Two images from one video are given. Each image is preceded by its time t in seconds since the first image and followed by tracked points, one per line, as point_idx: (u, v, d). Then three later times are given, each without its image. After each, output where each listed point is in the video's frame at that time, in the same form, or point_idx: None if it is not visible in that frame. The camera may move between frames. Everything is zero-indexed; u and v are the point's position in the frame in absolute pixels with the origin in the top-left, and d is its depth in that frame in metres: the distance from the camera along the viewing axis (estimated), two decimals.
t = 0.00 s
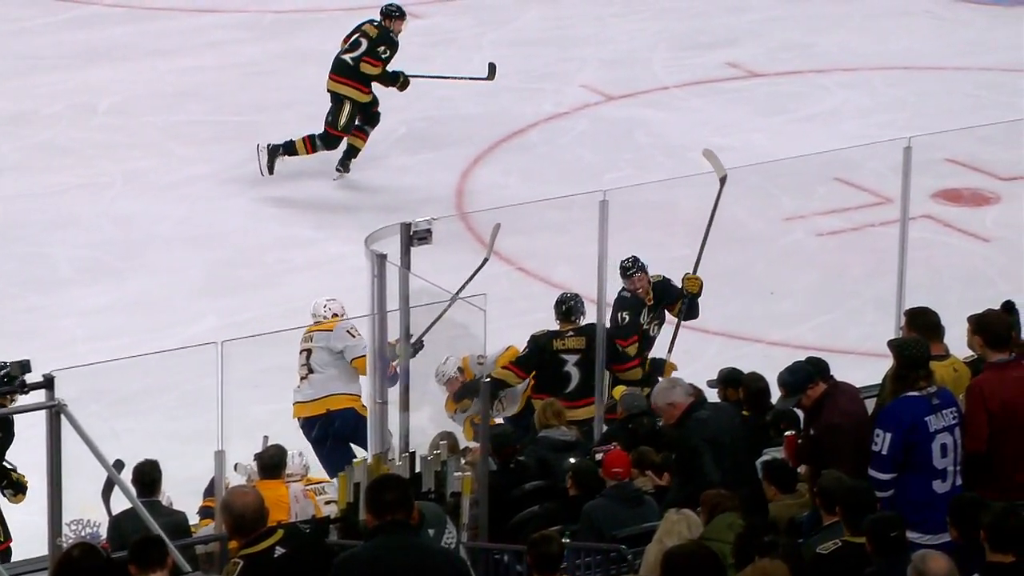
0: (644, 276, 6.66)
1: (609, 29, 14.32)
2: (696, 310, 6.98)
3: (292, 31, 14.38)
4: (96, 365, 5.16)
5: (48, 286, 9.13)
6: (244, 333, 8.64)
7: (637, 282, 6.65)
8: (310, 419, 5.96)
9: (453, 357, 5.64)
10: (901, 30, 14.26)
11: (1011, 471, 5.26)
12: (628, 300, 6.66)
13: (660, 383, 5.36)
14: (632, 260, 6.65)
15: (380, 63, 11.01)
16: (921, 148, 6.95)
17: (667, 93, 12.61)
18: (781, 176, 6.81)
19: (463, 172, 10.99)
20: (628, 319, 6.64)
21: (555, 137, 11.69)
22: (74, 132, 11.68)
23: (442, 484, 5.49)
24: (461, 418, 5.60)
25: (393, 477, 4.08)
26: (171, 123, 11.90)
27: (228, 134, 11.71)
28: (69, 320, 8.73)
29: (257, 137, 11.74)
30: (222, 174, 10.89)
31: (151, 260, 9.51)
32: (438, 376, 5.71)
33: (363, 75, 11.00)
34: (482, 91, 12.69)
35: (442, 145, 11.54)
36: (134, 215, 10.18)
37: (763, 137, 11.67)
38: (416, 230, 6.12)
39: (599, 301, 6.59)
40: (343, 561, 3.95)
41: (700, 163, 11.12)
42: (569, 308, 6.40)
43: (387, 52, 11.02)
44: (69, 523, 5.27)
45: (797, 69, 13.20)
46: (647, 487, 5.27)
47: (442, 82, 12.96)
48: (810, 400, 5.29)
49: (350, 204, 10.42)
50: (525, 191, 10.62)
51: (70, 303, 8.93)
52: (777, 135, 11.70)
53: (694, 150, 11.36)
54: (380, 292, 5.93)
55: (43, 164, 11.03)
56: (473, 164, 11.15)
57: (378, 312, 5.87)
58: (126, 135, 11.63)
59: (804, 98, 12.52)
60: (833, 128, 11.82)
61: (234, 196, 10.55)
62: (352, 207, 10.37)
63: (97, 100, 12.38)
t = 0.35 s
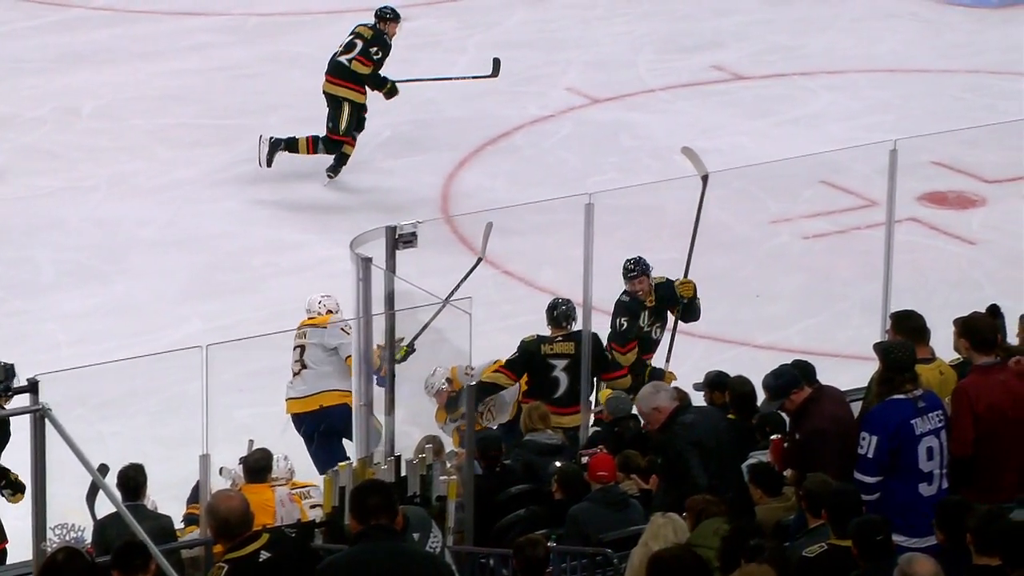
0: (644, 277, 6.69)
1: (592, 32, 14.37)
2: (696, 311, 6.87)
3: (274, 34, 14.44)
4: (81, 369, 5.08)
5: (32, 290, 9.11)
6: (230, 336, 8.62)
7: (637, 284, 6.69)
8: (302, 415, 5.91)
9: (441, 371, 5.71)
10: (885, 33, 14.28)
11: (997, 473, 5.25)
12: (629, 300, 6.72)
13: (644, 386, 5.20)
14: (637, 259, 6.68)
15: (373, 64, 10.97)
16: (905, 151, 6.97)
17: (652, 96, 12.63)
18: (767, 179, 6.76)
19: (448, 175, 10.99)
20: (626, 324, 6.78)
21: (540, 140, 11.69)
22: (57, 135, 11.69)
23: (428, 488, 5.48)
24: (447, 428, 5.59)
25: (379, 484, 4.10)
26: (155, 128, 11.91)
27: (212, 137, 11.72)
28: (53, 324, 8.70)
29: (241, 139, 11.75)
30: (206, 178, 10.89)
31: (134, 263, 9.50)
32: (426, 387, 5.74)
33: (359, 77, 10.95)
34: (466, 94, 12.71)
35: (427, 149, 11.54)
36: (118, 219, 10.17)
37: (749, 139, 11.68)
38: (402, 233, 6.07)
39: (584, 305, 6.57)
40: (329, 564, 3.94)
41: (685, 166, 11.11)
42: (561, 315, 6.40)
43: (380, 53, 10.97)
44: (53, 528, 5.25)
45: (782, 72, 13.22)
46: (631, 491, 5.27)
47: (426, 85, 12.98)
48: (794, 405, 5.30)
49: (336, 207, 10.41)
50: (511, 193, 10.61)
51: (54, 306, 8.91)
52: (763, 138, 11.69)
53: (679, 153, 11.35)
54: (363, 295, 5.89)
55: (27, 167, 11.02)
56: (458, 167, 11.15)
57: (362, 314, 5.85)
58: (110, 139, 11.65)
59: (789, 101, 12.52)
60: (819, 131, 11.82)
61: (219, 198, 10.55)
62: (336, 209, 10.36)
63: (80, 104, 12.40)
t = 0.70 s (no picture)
0: (648, 281, 6.67)
1: (578, 35, 14.39)
2: (696, 314, 6.88)
3: (258, 36, 14.45)
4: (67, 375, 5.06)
5: (16, 293, 9.10)
6: (213, 341, 8.61)
7: (640, 287, 6.67)
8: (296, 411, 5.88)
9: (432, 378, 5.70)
10: (871, 36, 14.30)
11: (980, 475, 5.26)
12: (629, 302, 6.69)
13: (629, 392, 5.28)
14: (645, 261, 6.68)
15: (366, 65, 10.98)
16: (891, 153, 6.97)
17: (638, 99, 12.63)
18: (754, 182, 6.76)
19: (433, 178, 10.99)
20: (626, 327, 6.71)
21: (525, 143, 11.69)
22: (42, 138, 11.69)
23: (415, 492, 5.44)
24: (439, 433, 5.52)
25: (362, 488, 4.09)
26: (140, 131, 11.90)
27: (197, 140, 11.72)
28: (37, 328, 8.69)
29: (226, 141, 11.74)
30: (191, 181, 10.89)
31: (118, 267, 9.49)
32: (419, 400, 5.70)
33: (353, 78, 10.96)
34: (452, 98, 12.71)
35: (412, 152, 11.55)
36: (102, 223, 10.17)
37: (734, 142, 11.68)
38: (388, 236, 6.06)
39: (571, 308, 6.53)
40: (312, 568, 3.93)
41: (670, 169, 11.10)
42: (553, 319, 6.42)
43: (374, 55, 10.98)
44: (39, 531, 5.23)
45: (768, 75, 13.23)
46: (618, 493, 5.27)
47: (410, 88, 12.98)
48: (780, 408, 5.28)
49: (321, 211, 10.40)
50: (496, 197, 10.61)
51: (38, 310, 8.90)
52: (749, 141, 11.70)
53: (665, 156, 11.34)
54: (350, 298, 5.93)
55: (12, 171, 11.01)
56: (443, 171, 11.15)
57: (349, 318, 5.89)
58: (94, 142, 11.65)
59: (775, 104, 12.53)
60: (805, 134, 11.83)
61: (204, 201, 10.55)
62: (321, 213, 10.36)
63: (64, 107, 12.40)
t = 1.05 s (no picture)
0: (652, 284, 6.76)
1: (565, 37, 14.40)
2: (699, 321, 6.94)
3: (245, 38, 14.45)
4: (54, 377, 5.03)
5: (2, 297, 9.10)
6: (198, 344, 8.61)
7: (644, 289, 6.76)
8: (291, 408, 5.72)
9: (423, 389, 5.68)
10: (858, 37, 14.31)
11: (970, 476, 5.22)
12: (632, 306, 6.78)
13: (614, 396, 5.27)
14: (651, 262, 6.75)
15: (361, 62, 10.96)
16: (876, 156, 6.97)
17: (624, 101, 12.65)
18: (737, 184, 6.80)
19: (420, 181, 10.99)
20: (626, 330, 6.83)
21: (512, 145, 11.69)
22: (29, 141, 11.69)
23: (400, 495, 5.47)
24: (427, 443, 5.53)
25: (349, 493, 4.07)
26: (127, 134, 11.90)
27: (184, 143, 11.72)
28: (23, 332, 8.69)
29: (213, 144, 11.74)
30: (179, 184, 10.89)
31: (105, 270, 9.49)
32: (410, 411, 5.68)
33: (347, 76, 10.96)
34: (439, 100, 12.71)
35: (399, 154, 11.54)
36: (89, 226, 10.16)
37: (721, 145, 11.68)
38: (374, 239, 6.01)
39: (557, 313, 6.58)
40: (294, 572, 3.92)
41: (657, 171, 11.11)
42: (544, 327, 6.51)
43: (370, 55, 10.97)
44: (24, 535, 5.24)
45: (755, 77, 13.24)
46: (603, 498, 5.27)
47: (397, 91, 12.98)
48: (764, 411, 5.28)
49: (308, 213, 10.40)
50: (481, 200, 10.61)
51: (24, 313, 8.90)
52: (736, 143, 11.70)
53: (652, 159, 11.33)
54: (336, 302, 5.93)
55: None
56: (429, 173, 11.15)
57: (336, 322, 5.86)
58: (81, 145, 11.64)
59: (762, 106, 12.53)
60: (792, 136, 11.83)
61: (191, 204, 10.55)
62: (308, 216, 10.36)
63: (51, 110, 12.40)
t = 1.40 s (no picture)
0: (655, 286, 6.76)
1: (552, 39, 14.41)
2: (701, 327, 6.95)
3: (232, 40, 14.44)
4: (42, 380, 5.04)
5: None
6: (183, 348, 8.60)
7: (648, 291, 6.76)
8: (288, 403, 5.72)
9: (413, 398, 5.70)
10: (845, 40, 14.32)
11: (956, 477, 5.21)
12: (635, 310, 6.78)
13: (600, 400, 5.23)
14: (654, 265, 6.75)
15: (357, 61, 11.01)
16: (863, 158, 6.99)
17: (611, 103, 12.66)
18: (727, 187, 6.79)
19: (406, 184, 10.98)
20: (626, 332, 6.81)
21: (500, 147, 11.69)
22: (16, 145, 11.68)
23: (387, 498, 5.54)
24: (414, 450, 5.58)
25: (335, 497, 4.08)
26: (114, 137, 11.89)
27: (171, 146, 11.71)
28: (9, 336, 8.68)
29: (201, 147, 11.74)
30: (166, 187, 10.87)
31: (91, 274, 9.48)
32: (402, 420, 5.68)
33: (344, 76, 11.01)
34: (426, 103, 12.72)
35: (386, 157, 11.54)
36: (76, 229, 10.15)
37: (708, 147, 11.68)
38: (361, 241, 6.00)
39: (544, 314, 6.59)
40: None
41: (644, 173, 11.10)
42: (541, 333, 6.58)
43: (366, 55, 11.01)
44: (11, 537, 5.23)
45: (742, 79, 13.25)
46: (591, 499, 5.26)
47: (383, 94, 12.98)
48: (749, 415, 5.29)
49: (295, 216, 10.40)
50: (468, 202, 10.61)
51: (10, 317, 8.89)
52: (723, 145, 11.70)
53: (639, 161, 11.33)
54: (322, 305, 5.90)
55: None
56: (416, 176, 11.14)
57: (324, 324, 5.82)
58: (69, 148, 11.63)
59: (749, 108, 12.55)
60: (779, 138, 11.83)
61: (179, 207, 10.54)
62: (295, 219, 10.35)
63: (38, 113, 12.39)
